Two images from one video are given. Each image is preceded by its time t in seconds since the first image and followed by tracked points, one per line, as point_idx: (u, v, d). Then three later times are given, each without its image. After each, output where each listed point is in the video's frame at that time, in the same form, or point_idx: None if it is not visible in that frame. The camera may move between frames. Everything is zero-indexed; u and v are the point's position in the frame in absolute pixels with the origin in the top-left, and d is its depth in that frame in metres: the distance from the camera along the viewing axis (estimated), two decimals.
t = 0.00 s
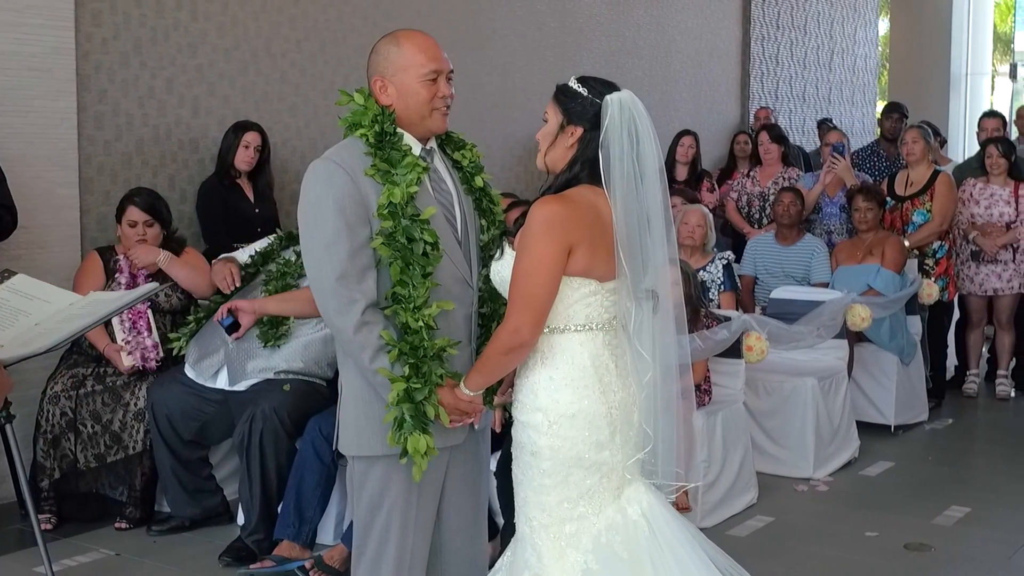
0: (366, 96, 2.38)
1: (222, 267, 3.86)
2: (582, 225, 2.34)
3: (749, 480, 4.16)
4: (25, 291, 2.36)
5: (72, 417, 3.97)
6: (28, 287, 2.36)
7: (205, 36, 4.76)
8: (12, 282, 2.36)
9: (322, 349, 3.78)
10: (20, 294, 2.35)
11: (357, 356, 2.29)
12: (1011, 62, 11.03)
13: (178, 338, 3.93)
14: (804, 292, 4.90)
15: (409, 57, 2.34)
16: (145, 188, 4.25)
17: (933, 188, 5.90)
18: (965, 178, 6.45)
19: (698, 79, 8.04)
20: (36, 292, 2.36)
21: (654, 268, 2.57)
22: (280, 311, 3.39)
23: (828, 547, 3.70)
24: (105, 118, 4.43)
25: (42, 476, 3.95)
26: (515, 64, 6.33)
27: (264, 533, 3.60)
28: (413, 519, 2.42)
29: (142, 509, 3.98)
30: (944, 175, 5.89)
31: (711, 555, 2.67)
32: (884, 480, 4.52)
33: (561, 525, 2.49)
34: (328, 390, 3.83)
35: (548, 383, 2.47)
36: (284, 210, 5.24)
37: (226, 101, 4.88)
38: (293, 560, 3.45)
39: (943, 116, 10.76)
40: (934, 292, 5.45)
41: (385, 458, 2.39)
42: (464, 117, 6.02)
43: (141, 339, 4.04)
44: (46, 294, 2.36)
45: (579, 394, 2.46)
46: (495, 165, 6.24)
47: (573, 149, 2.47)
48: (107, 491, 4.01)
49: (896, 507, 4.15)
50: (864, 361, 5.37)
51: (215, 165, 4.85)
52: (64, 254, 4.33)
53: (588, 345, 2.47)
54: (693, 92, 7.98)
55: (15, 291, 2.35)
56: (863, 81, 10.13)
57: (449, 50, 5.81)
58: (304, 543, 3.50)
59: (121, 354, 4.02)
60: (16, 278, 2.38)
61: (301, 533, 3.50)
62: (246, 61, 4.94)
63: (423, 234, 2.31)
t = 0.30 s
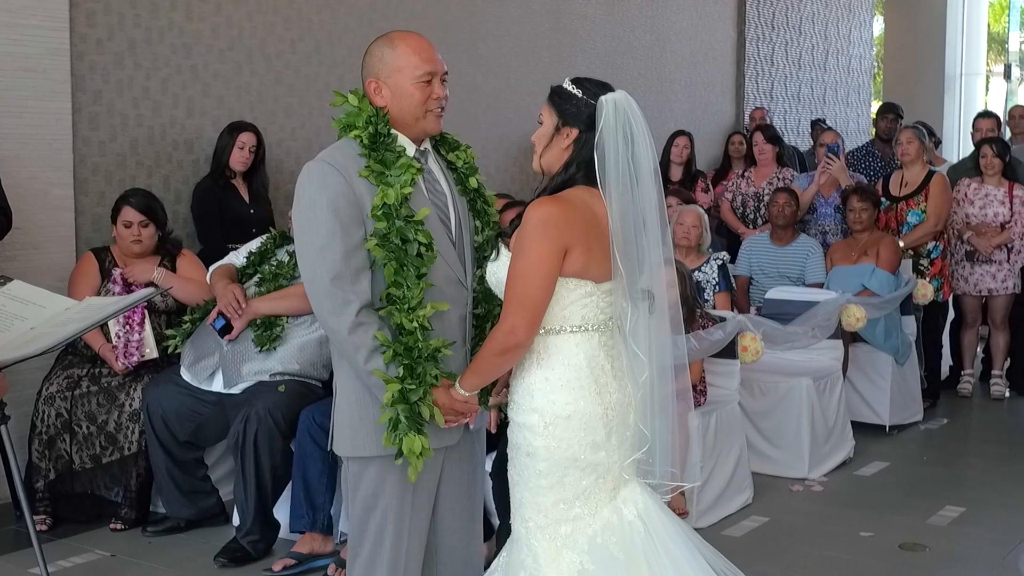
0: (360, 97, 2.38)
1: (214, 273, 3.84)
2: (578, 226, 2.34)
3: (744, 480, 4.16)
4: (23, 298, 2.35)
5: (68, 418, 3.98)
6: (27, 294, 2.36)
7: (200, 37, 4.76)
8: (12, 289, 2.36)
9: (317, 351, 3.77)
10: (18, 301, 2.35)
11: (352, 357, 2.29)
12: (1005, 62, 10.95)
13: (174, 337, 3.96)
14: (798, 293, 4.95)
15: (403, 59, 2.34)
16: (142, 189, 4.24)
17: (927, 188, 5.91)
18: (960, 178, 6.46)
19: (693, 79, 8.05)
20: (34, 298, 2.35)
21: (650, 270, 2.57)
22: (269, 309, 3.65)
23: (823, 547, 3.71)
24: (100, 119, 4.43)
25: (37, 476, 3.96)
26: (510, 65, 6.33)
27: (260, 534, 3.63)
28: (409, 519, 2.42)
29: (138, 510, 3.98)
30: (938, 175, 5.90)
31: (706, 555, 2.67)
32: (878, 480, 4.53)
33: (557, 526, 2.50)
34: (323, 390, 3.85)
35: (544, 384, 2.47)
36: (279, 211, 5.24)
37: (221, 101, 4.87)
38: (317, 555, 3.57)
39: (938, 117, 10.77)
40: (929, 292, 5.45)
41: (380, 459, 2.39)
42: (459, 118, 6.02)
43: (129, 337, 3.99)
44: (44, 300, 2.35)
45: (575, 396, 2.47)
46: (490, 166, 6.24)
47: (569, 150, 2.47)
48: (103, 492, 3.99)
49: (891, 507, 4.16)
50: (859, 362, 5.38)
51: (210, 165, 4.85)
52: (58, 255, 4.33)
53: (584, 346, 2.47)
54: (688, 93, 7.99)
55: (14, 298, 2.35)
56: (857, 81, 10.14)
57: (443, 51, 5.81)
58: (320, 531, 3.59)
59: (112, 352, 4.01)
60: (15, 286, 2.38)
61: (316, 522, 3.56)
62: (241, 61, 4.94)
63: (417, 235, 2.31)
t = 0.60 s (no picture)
0: (354, 97, 2.39)
1: (211, 276, 3.76)
2: (572, 226, 2.34)
3: (739, 480, 4.16)
4: (32, 293, 2.25)
5: (62, 418, 3.97)
6: (36, 290, 2.25)
7: (195, 37, 4.75)
8: (21, 285, 2.25)
9: (312, 351, 3.79)
10: (26, 295, 2.25)
11: (346, 357, 2.29)
12: (1000, 62, 10.97)
13: (167, 337, 3.92)
14: (791, 293, 4.95)
15: (397, 58, 2.34)
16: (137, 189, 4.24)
17: (922, 188, 5.91)
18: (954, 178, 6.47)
19: (688, 79, 8.05)
20: (43, 293, 2.25)
21: (644, 271, 2.57)
22: (263, 314, 3.38)
23: (817, 547, 3.71)
24: (94, 119, 4.42)
25: (31, 477, 3.95)
26: (505, 65, 6.33)
27: (256, 534, 3.63)
28: (403, 518, 2.42)
29: (132, 510, 3.98)
30: (933, 175, 5.90)
31: (701, 555, 2.67)
32: (873, 480, 4.54)
33: (552, 526, 2.49)
34: (318, 391, 3.85)
35: (539, 384, 2.47)
36: (274, 211, 5.23)
37: (216, 101, 4.87)
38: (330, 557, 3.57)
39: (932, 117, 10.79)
40: (924, 292, 5.45)
41: (374, 459, 2.38)
42: (454, 118, 6.02)
43: (123, 337, 4.01)
44: (53, 295, 2.25)
45: (569, 395, 2.46)
46: (485, 166, 6.24)
47: (563, 150, 2.47)
48: (97, 492, 3.99)
49: (886, 506, 4.17)
50: (854, 362, 5.38)
51: (205, 165, 4.84)
52: (53, 255, 4.32)
53: (579, 345, 2.47)
54: (683, 93, 7.99)
55: (22, 294, 2.25)
56: (852, 81, 10.15)
57: (438, 51, 5.81)
58: (329, 533, 3.57)
59: (107, 352, 4.02)
60: (23, 281, 2.26)
61: (326, 524, 3.54)
62: (236, 61, 4.93)
63: (411, 235, 2.30)
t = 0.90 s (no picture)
0: (351, 97, 2.38)
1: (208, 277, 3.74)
2: (568, 226, 2.34)
3: (735, 480, 4.17)
4: (51, 292, 2.14)
5: (58, 418, 3.96)
6: (54, 288, 2.14)
7: (191, 37, 4.75)
8: (39, 282, 2.15)
9: (309, 350, 3.78)
10: (47, 295, 2.14)
11: (343, 357, 2.29)
12: (995, 63, 10.81)
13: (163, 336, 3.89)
14: (787, 292, 4.95)
15: (395, 58, 2.34)
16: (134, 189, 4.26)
17: (918, 188, 5.92)
18: (950, 178, 6.47)
19: (684, 80, 8.06)
20: (64, 292, 2.15)
21: (640, 273, 2.57)
22: (262, 314, 3.28)
23: (814, 547, 3.72)
24: (90, 119, 4.42)
25: (27, 477, 3.93)
26: (501, 65, 6.33)
27: (252, 534, 3.63)
28: (400, 519, 2.42)
29: (128, 511, 3.97)
30: (929, 175, 5.91)
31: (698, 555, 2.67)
32: (869, 480, 4.54)
33: (548, 526, 2.49)
34: (314, 390, 3.86)
35: (535, 384, 2.47)
36: (270, 211, 5.23)
37: (212, 102, 4.87)
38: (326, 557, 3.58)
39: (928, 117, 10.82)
40: (920, 292, 5.46)
41: (371, 459, 2.39)
42: (450, 118, 6.02)
43: (120, 338, 4.00)
44: (72, 293, 2.15)
45: (566, 395, 2.47)
46: (481, 166, 6.24)
47: (558, 150, 2.47)
48: (93, 492, 3.98)
49: (882, 506, 4.17)
50: (850, 362, 5.38)
51: (201, 165, 4.84)
52: (49, 255, 4.31)
53: (575, 346, 2.47)
54: (679, 92, 8.00)
55: (40, 292, 2.14)
56: (848, 82, 10.16)
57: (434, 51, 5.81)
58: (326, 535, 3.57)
59: (103, 352, 4.00)
60: (42, 279, 2.16)
61: (323, 527, 3.54)
62: (231, 61, 4.93)
63: (408, 235, 2.30)
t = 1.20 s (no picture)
0: (353, 95, 2.38)
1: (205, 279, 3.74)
2: (564, 224, 2.35)
3: (733, 479, 4.17)
4: (72, 287, 2.14)
5: (56, 419, 3.92)
6: (76, 284, 2.15)
7: (189, 37, 4.75)
8: (59, 278, 2.16)
9: (306, 349, 3.77)
10: (67, 291, 2.14)
11: (346, 355, 2.29)
12: (992, 63, 10.76)
13: (162, 334, 3.90)
14: (785, 292, 4.97)
15: (396, 57, 2.34)
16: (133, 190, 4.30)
17: (915, 189, 5.93)
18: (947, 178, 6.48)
19: (681, 80, 8.06)
20: (84, 287, 2.14)
21: (638, 273, 2.57)
22: (261, 313, 3.28)
23: (813, 546, 3.72)
24: (88, 119, 4.42)
25: (25, 478, 3.91)
26: (499, 65, 6.33)
27: (250, 534, 3.63)
28: (401, 517, 2.42)
29: (127, 511, 3.97)
30: (926, 175, 5.92)
31: (700, 554, 2.67)
32: (867, 480, 4.55)
33: (550, 524, 2.49)
34: (312, 390, 3.85)
35: (537, 382, 2.47)
36: (268, 211, 5.23)
37: (210, 102, 4.87)
38: (325, 555, 3.59)
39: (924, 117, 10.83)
40: (917, 292, 5.48)
41: (372, 458, 2.38)
42: (448, 118, 6.02)
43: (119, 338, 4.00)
44: (93, 288, 2.15)
45: (567, 394, 2.47)
46: (479, 166, 6.24)
47: (553, 151, 2.47)
48: (92, 493, 3.98)
49: (880, 506, 4.18)
50: (847, 362, 5.39)
51: (199, 165, 4.84)
52: (47, 255, 4.31)
53: (575, 344, 2.47)
54: (676, 93, 8.00)
55: (60, 288, 2.14)
56: (845, 82, 10.16)
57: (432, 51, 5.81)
58: (325, 534, 3.57)
59: (102, 353, 4.00)
60: (63, 276, 2.17)
61: (321, 525, 3.54)
62: (230, 62, 4.93)
63: (410, 234, 2.30)
